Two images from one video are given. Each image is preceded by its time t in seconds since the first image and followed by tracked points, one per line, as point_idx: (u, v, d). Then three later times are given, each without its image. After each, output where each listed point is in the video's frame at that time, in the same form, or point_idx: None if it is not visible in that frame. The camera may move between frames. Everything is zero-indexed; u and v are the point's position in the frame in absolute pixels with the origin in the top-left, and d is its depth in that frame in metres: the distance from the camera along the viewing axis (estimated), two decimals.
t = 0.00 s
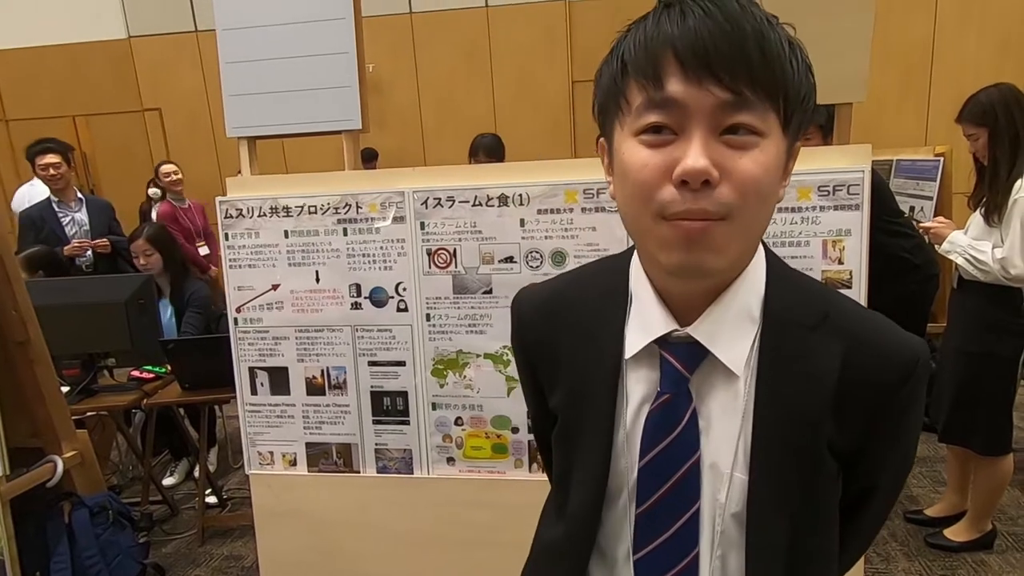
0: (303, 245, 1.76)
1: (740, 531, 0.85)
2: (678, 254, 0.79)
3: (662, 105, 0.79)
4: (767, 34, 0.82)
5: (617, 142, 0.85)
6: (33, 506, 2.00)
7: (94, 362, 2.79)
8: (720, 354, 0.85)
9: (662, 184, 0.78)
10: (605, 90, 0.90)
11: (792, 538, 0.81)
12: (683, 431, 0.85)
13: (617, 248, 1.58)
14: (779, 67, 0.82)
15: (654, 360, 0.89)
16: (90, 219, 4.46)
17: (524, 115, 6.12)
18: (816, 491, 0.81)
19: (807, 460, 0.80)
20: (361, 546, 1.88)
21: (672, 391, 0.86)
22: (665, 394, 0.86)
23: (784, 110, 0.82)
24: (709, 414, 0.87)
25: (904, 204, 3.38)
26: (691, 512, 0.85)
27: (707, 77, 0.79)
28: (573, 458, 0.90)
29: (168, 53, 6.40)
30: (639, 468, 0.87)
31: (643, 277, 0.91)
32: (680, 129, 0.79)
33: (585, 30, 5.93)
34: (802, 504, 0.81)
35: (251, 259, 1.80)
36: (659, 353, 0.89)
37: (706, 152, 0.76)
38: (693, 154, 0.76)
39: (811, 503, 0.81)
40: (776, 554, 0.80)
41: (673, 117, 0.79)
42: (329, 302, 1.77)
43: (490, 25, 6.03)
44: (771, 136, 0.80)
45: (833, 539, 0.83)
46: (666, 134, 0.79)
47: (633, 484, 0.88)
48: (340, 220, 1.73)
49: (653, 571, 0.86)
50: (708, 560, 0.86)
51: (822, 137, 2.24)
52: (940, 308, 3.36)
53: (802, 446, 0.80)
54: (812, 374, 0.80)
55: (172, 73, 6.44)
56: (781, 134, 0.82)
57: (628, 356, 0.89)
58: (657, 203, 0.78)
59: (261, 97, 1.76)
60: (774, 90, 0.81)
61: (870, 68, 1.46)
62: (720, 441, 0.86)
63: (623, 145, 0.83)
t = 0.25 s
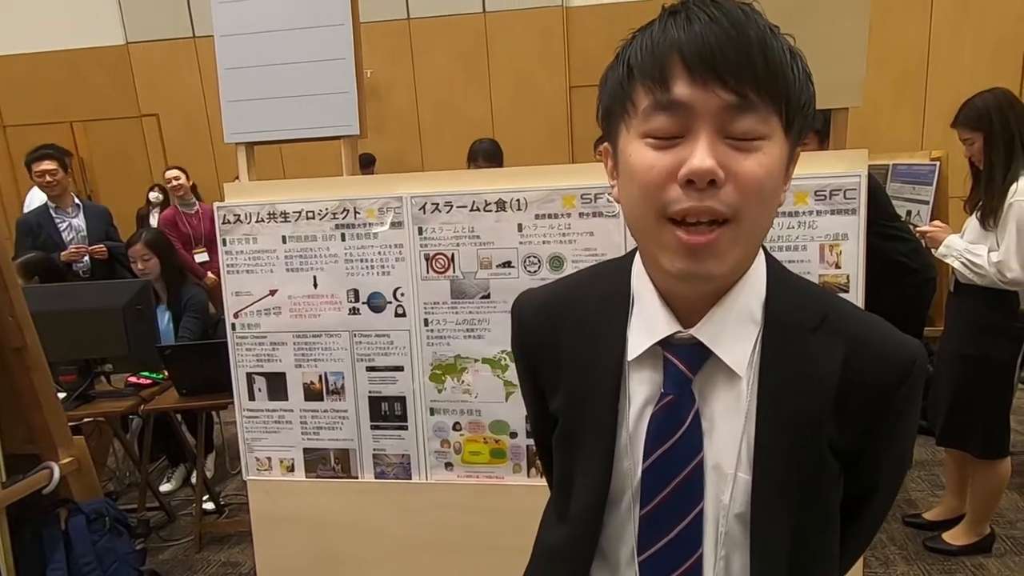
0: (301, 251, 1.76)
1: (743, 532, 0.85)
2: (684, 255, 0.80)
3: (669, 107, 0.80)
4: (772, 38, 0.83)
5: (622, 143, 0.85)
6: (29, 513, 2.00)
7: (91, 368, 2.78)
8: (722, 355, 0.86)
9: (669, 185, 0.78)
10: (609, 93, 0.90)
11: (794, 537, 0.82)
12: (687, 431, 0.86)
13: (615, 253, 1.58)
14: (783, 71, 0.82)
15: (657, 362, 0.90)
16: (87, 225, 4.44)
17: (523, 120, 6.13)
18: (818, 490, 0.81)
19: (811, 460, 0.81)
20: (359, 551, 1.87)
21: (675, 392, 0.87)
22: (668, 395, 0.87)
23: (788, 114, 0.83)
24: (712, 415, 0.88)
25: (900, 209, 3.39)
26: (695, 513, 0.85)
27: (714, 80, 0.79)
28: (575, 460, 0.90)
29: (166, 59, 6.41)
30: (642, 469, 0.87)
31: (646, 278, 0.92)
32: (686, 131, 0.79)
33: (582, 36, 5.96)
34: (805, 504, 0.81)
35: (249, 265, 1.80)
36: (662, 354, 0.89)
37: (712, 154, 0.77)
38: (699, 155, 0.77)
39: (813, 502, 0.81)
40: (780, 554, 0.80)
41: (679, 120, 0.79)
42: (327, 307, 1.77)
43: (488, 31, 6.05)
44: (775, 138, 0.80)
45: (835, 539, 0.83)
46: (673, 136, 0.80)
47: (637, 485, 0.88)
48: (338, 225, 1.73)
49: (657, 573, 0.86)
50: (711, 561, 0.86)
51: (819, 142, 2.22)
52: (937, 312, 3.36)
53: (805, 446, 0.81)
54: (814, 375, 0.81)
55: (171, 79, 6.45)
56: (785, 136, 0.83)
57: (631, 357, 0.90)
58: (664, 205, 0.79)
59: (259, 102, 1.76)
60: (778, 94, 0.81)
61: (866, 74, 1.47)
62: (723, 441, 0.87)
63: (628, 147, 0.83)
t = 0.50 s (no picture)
0: (298, 257, 1.76)
1: (744, 534, 0.86)
2: (684, 260, 0.80)
3: (667, 113, 0.80)
4: (766, 47, 0.84)
5: (620, 150, 0.85)
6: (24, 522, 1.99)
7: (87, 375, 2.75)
8: (721, 358, 0.86)
9: (669, 190, 0.78)
10: (605, 101, 0.90)
11: (794, 538, 0.82)
12: (686, 435, 0.86)
13: (612, 258, 1.59)
14: (778, 79, 0.83)
15: (655, 366, 0.90)
16: (84, 231, 4.43)
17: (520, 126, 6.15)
18: (816, 490, 0.82)
19: (809, 462, 0.81)
20: (357, 558, 1.86)
21: (675, 396, 0.87)
22: (668, 399, 0.87)
23: (783, 120, 0.84)
24: (711, 417, 0.88)
25: (896, 214, 3.41)
26: (696, 516, 0.85)
27: (711, 87, 0.80)
28: (575, 465, 0.90)
29: (163, 66, 6.42)
30: (642, 473, 0.87)
31: (644, 284, 0.92)
32: (685, 136, 0.79)
33: (579, 43, 5.99)
34: (804, 505, 0.82)
35: (246, 271, 1.80)
36: (661, 358, 0.89)
37: (711, 159, 0.77)
38: (699, 159, 0.77)
39: (811, 503, 0.82)
40: (781, 556, 0.81)
41: (678, 126, 0.80)
42: (324, 313, 1.77)
43: (484, 37, 6.07)
44: (771, 144, 0.81)
45: (832, 539, 0.84)
46: (672, 142, 0.80)
47: (637, 489, 0.88)
48: (335, 231, 1.73)
49: None
50: (712, 563, 0.86)
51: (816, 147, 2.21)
52: (933, 316, 3.37)
53: (803, 448, 0.81)
54: (811, 377, 0.81)
55: (168, 86, 6.45)
56: (780, 142, 0.84)
57: (630, 362, 0.90)
58: (664, 210, 0.79)
59: (256, 109, 1.76)
60: (773, 101, 0.82)
61: (861, 80, 1.48)
62: (722, 444, 0.87)
63: (627, 153, 0.83)
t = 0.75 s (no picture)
0: (295, 263, 1.76)
1: (740, 535, 0.86)
2: (679, 264, 0.80)
3: (661, 118, 0.80)
4: (758, 54, 0.84)
5: (614, 156, 0.86)
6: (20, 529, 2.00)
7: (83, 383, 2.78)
8: (716, 361, 0.86)
9: (663, 196, 0.78)
10: (599, 107, 0.91)
11: (790, 540, 0.82)
12: (682, 438, 0.86)
13: (608, 263, 1.59)
14: (770, 85, 0.84)
15: (650, 370, 0.90)
16: (80, 237, 4.41)
17: (518, 133, 6.17)
18: (811, 491, 0.82)
19: (804, 463, 0.82)
20: (354, 565, 1.85)
21: (671, 400, 0.87)
22: (664, 403, 0.87)
23: (776, 126, 0.85)
24: (706, 421, 0.88)
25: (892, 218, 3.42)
26: (693, 518, 0.85)
27: (704, 93, 0.80)
28: (572, 470, 0.90)
29: (160, 73, 6.42)
30: (639, 477, 0.87)
31: (638, 289, 0.92)
32: (678, 142, 0.80)
33: (575, 49, 6.01)
34: (799, 507, 0.82)
35: (242, 277, 1.79)
36: (656, 363, 0.89)
37: (706, 163, 0.78)
38: (693, 164, 0.77)
39: (807, 504, 0.82)
40: (778, 558, 0.81)
41: (671, 131, 0.80)
42: (321, 319, 1.77)
43: (481, 44, 6.09)
44: (764, 149, 0.81)
45: (828, 540, 0.84)
46: (666, 148, 0.80)
47: (634, 493, 0.88)
48: (332, 237, 1.73)
49: None
50: (709, 565, 0.86)
51: (811, 153, 2.22)
52: (929, 320, 3.38)
53: (798, 450, 0.81)
54: (805, 379, 0.82)
55: (165, 93, 6.46)
56: (772, 147, 0.84)
57: (626, 366, 0.90)
58: (658, 214, 0.79)
59: (254, 116, 1.77)
60: (766, 105, 0.83)
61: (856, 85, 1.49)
62: (717, 446, 0.87)
63: (621, 159, 0.83)
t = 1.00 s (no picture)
0: (291, 269, 1.76)
1: (736, 540, 0.86)
2: (673, 273, 0.80)
3: (655, 127, 0.81)
4: (752, 62, 0.85)
5: (607, 164, 0.86)
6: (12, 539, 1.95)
7: (78, 390, 2.74)
8: (711, 367, 0.87)
9: (658, 205, 0.79)
10: (592, 114, 0.91)
11: (787, 544, 0.82)
12: (678, 442, 0.86)
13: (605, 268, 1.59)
14: (763, 94, 0.84)
15: (645, 375, 0.90)
16: (76, 245, 4.42)
17: (515, 138, 6.18)
18: (807, 495, 0.82)
19: (799, 466, 0.82)
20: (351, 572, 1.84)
21: (666, 404, 0.87)
22: (660, 407, 0.87)
23: (769, 134, 0.85)
24: (701, 424, 0.88)
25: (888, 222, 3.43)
26: (689, 523, 0.85)
27: (698, 102, 0.80)
28: (568, 475, 0.89)
29: (157, 81, 6.43)
30: (635, 482, 0.87)
31: (633, 294, 0.92)
32: (673, 151, 0.80)
33: (571, 55, 6.03)
34: (795, 510, 0.82)
35: (239, 284, 1.79)
36: (652, 368, 0.89)
37: (700, 173, 0.78)
38: (687, 174, 0.78)
39: (803, 508, 0.82)
40: (776, 562, 0.81)
41: (665, 139, 0.80)
42: (318, 325, 1.76)
43: (477, 50, 6.10)
44: (758, 157, 0.82)
45: (824, 543, 0.84)
46: (660, 157, 0.80)
47: (630, 497, 0.88)
48: (328, 244, 1.73)
49: None
50: (706, 570, 0.86)
51: (806, 158, 2.22)
52: (925, 324, 3.38)
53: (793, 453, 0.82)
54: (799, 382, 0.82)
55: (161, 100, 6.46)
56: (766, 155, 0.85)
57: (621, 371, 0.90)
58: (652, 223, 0.79)
59: (250, 122, 1.77)
60: (759, 114, 0.83)
61: (850, 90, 1.49)
62: (713, 450, 0.87)
63: (615, 167, 0.83)
